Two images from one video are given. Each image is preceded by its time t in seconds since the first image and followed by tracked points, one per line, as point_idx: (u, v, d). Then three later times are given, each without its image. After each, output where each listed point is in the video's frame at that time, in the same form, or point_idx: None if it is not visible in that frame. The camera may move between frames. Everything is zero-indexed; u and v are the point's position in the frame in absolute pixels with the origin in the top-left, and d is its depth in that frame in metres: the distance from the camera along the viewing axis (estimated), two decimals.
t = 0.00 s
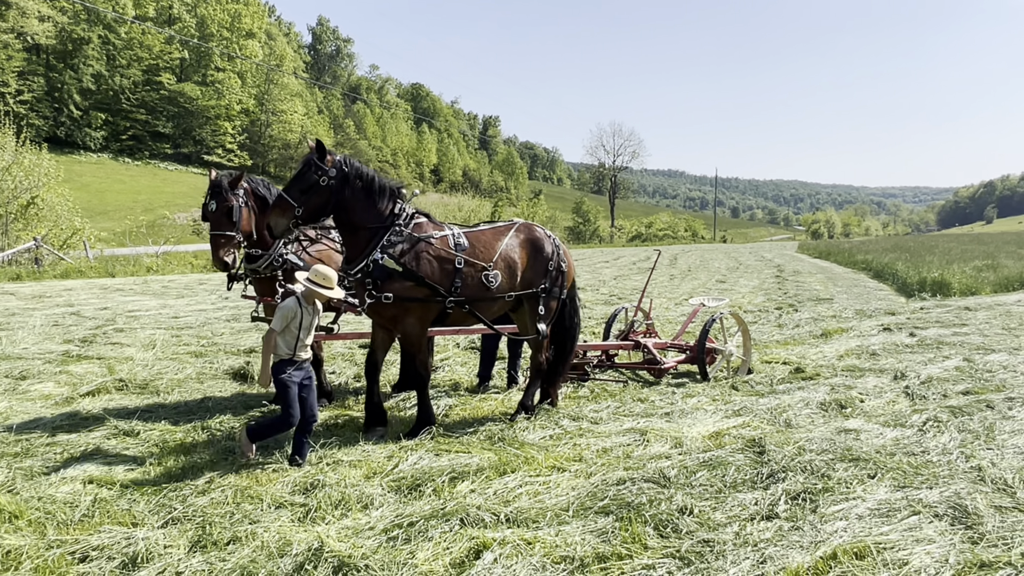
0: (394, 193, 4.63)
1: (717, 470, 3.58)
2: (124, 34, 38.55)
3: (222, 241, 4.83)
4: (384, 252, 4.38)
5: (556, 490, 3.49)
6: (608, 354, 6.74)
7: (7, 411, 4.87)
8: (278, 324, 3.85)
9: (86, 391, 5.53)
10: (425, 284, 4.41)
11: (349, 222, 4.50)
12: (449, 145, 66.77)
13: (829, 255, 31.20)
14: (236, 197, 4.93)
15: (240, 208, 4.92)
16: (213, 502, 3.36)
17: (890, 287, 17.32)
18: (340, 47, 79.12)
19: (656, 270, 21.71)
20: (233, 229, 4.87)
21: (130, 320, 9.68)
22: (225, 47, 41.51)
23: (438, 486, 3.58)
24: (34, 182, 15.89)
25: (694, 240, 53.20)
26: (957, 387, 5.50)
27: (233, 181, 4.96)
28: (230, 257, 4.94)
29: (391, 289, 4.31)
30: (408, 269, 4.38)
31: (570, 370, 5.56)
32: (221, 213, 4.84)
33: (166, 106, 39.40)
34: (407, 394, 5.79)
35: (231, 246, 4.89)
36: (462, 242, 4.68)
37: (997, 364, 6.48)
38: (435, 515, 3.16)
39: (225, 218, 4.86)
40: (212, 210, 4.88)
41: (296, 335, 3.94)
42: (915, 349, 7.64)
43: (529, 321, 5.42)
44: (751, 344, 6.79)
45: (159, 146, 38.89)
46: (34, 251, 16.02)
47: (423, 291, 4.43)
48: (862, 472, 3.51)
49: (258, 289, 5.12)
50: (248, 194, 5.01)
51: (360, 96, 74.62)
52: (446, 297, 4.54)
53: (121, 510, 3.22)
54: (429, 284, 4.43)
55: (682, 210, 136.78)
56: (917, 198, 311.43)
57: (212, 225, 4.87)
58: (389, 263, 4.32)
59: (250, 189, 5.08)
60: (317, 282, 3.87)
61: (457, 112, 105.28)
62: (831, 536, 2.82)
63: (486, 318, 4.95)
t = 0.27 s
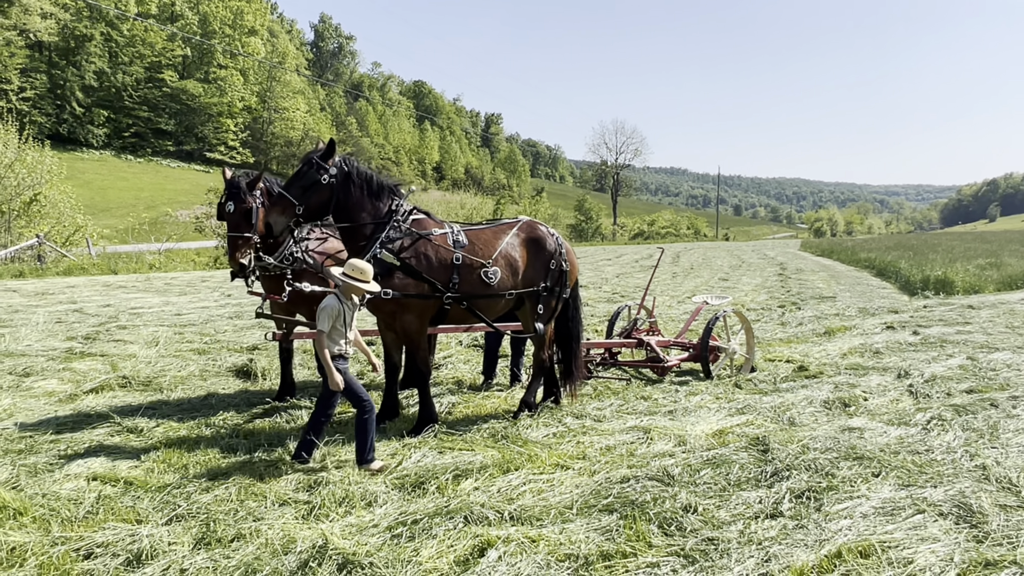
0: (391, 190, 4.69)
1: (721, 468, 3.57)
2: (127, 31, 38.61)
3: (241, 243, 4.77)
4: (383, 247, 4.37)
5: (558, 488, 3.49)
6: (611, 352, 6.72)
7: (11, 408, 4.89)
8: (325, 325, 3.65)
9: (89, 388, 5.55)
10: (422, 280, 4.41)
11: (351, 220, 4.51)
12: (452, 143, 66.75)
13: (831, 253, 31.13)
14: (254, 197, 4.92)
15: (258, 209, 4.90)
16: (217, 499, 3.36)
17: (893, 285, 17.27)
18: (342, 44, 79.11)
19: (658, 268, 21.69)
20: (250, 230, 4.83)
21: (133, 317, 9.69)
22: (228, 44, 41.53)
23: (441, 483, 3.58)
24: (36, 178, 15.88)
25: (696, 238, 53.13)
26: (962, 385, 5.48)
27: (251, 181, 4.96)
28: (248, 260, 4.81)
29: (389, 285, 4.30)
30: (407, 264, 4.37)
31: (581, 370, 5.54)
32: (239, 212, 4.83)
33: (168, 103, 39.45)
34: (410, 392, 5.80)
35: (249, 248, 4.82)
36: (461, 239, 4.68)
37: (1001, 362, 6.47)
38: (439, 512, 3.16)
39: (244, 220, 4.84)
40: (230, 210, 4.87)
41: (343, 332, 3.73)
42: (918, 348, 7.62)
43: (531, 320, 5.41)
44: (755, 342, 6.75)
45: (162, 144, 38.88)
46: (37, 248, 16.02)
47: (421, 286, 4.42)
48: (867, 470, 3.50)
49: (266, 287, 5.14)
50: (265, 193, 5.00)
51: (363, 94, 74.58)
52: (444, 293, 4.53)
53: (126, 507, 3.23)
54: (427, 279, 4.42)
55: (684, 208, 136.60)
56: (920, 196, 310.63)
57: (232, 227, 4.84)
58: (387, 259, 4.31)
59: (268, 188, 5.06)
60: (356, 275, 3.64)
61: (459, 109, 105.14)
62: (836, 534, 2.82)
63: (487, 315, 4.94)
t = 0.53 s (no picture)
0: (390, 188, 4.68)
1: (726, 466, 3.57)
2: (131, 28, 38.66)
3: (251, 238, 4.89)
4: (384, 247, 4.37)
5: (564, 485, 3.49)
6: (616, 350, 6.72)
7: (18, 404, 4.92)
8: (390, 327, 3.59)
9: (95, 384, 5.57)
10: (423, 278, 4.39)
11: (352, 222, 4.54)
12: (455, 140, 66.68)
13: (836, 250, 31.02)
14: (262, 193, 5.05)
15: (267, 204, 5.03)
16: (223, 495, 3.37)
17: (898, 283, 17.22)
18: (346, 42, 79.06)
19: (662, 265, 21.65)
20: (259, 225, 4.96)
21: (138, 314, 9.72)
22: (232, 41, 41.54)
23: (447, 480, 3.59)
24: (41, 175, 15.94)
25: (700, 236, 53.02)
26: (967, 383, 5.47)
27: (259, 177, 5.07)
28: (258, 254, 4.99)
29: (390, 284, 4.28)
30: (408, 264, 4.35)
31: (586, 367, 5.55)
32: (248, 208, 4.94)
33: (172, 100, 39.50)
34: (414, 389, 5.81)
35: (257, 243, 4.94)
36: (462, 237, 4.66)
37: (1006, 360, 6.45)
38: (444, 509, 3.17)
39: (252, 214, 4.96)
40: (241, 205, 4.97)
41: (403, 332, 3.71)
42: (923, 346, 7.59)
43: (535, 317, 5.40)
44: (760, 339, 6.73)
45: (166, 141, 38.95)
46: (42, 244, 16.09)
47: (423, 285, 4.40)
48: (872, 468, 3.50)
49: (276, 284, 5.24)
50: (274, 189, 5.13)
51: (366, 91, 74.56)
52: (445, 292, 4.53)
53: (132, 503, 3.25)
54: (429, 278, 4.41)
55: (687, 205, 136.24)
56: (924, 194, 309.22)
57: (240, 222, 4.95)
58: (388, 258, 4.31)
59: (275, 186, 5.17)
60: (415, 274, 3.67)
61: (463, 107, 105.04)
62: (841, 532, 2.82)
63: (490, 314, 4.94)
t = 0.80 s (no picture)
0: (394, 185, 4.69)
1: (730, 464, 3.57)
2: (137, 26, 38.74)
3: (247, 222, 4.88)
4: (390, 246, 4.39)
5: (568, 483, 3.49)
6: (620, 348, 6.71)
7: (25, 400, 4.96)
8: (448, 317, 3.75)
9: (101, 381, 5.60)
10: (426, 276, 4.37)
11: (358, 222, 4.54)
12: (460, 137, 66.62)
13: (842, 248, 30.91)
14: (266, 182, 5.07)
15: (268, 193, 5.03)
16: (228, 492, 3.39)
17: (904, 281, 17.13)
18: (351, 38, 79.05)
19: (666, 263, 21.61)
20: (259, 213, 4.95)
21: (144, 311, 9.77)
22: (237, 38, 41.60)
23: (451, 477, 3.60)
24: (48, 172, 16.02)
25: (705, 233, 52.87)
26: (973, 381, 5.45)
27: (265, 167, 5.08)
28: (251, 241, 4.95)
29: (395, 283, 4.30)
30: (414, 262, 4.37)
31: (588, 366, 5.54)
32: (250, 194, 4.91)
33: (178, 97, 39.60)
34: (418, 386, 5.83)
35: (252, 228, 4.94)
36: (466, 236, 4.67)
37: (1012, 359, 6.42)
38: (449, 506, 3.18)
39: (252, 200, 4.94)
40: (242, 190, 4.95)
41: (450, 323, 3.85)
42: (928, 344, 7.56)
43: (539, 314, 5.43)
44: (765, 337, 6.71)
45: (171, 138, 39.04)
46: (48, 241, 16.18)
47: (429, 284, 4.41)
48: (877, 466, 3.49)
49: (280, 279, 5.24)
50: (278, 180, 5.15)
51: (371, 88, 74.57)
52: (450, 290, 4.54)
53: (138, 500, 3.27)
54: (435, 277, 4.41)
55: (692, 203, 135.83)
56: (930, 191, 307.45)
57: (239, 207, 4.92)
58: (393, 257, 4.34)
59: (280, 176, 5.19)
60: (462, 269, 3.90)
61: (468, 104, 104.92)
62: (845, 530, 2.82)
63: (494, 312, 4.96)
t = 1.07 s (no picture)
0: (399, 184, 4.71)
1: (734, 462, 3.57)
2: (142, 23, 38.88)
3: (242, 214, 4.92)
4: (396, 244, 4.40)
5: (572, 481, 3.50)
6: (624, 346, 6.70)
7: (31, 397, 4.99)
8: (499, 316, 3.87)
9: (106, 378, 5.64)
10: (433, 274, 4.40)
11: (366, 221, 4.55)
12: (464, 134, 66.59)
13: (847, 246, 30.77)
14: (264, 175, 5.09)
15: (264, 186, 5.07)
16: (233, 489, 3.41)
17: (910, 278, 17.05)
18: (356, 36, 79.10)
19: (671, 260, 21.57)
20: (254, 205, 4.99)
21: (149, 308, 9.82)
22: (242, 36, 41.69)
23: (455, 475, 3.61)
24: (54, 170, 16.11)
25: (710, 231, 52.72)
26: (978, 380, 5.43)
27: (264, 161, 5.12)
28: (246, 233, 4.99)
29: (401, 281, 4.32)
30: (420, 260, 4.38)
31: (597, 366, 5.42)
32: (246, 187, 4.97)
33: (183, 95, 39.73)
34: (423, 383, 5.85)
35: (248, 220, 4.99)
36: (472, 233, 4.68)
37: (1018, 358, 6.38)
38: (453, 504, 3.18)
39: (248, 192, 4.99)
40: (240, 182, 5.01)
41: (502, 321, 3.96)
42: (934, 342, 7.53)
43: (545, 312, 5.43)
44: (769, 336, 6.69)
45: (176, 135, 39.16)
46: (54, 239, 16.27)
47: (434, 281, 4.43)
48: (881, 465, 3.48)
49: (286, 275, 5.24)
50: (276, 174, 5.19)
51: (376, 86, 74.63)
52: (456, 288, 4.54)
53: (144, 496, 3.29)
54: (440, 275, 4.43)
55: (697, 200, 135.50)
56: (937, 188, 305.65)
57: (235, 198, 4.99)
58: (400, 256, 4.35)
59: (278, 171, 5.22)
60: (511, 269, 4.00)
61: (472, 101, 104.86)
62: (849, 529, 2.81)
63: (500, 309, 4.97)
